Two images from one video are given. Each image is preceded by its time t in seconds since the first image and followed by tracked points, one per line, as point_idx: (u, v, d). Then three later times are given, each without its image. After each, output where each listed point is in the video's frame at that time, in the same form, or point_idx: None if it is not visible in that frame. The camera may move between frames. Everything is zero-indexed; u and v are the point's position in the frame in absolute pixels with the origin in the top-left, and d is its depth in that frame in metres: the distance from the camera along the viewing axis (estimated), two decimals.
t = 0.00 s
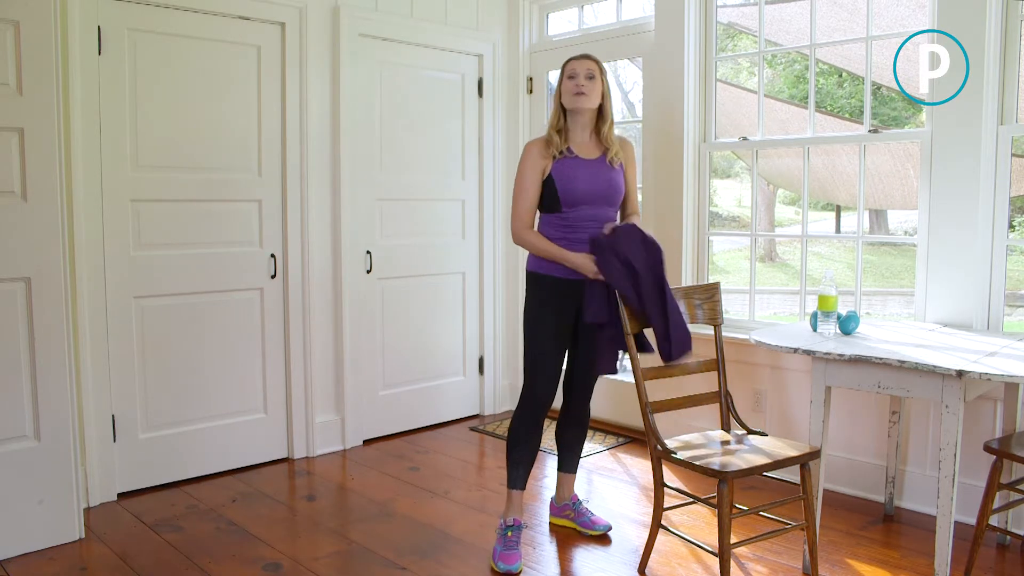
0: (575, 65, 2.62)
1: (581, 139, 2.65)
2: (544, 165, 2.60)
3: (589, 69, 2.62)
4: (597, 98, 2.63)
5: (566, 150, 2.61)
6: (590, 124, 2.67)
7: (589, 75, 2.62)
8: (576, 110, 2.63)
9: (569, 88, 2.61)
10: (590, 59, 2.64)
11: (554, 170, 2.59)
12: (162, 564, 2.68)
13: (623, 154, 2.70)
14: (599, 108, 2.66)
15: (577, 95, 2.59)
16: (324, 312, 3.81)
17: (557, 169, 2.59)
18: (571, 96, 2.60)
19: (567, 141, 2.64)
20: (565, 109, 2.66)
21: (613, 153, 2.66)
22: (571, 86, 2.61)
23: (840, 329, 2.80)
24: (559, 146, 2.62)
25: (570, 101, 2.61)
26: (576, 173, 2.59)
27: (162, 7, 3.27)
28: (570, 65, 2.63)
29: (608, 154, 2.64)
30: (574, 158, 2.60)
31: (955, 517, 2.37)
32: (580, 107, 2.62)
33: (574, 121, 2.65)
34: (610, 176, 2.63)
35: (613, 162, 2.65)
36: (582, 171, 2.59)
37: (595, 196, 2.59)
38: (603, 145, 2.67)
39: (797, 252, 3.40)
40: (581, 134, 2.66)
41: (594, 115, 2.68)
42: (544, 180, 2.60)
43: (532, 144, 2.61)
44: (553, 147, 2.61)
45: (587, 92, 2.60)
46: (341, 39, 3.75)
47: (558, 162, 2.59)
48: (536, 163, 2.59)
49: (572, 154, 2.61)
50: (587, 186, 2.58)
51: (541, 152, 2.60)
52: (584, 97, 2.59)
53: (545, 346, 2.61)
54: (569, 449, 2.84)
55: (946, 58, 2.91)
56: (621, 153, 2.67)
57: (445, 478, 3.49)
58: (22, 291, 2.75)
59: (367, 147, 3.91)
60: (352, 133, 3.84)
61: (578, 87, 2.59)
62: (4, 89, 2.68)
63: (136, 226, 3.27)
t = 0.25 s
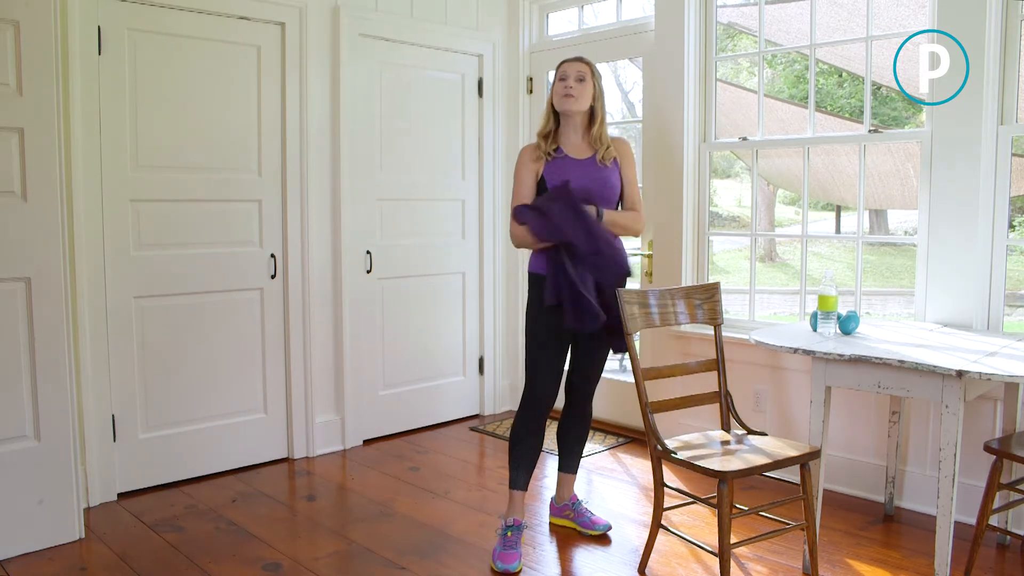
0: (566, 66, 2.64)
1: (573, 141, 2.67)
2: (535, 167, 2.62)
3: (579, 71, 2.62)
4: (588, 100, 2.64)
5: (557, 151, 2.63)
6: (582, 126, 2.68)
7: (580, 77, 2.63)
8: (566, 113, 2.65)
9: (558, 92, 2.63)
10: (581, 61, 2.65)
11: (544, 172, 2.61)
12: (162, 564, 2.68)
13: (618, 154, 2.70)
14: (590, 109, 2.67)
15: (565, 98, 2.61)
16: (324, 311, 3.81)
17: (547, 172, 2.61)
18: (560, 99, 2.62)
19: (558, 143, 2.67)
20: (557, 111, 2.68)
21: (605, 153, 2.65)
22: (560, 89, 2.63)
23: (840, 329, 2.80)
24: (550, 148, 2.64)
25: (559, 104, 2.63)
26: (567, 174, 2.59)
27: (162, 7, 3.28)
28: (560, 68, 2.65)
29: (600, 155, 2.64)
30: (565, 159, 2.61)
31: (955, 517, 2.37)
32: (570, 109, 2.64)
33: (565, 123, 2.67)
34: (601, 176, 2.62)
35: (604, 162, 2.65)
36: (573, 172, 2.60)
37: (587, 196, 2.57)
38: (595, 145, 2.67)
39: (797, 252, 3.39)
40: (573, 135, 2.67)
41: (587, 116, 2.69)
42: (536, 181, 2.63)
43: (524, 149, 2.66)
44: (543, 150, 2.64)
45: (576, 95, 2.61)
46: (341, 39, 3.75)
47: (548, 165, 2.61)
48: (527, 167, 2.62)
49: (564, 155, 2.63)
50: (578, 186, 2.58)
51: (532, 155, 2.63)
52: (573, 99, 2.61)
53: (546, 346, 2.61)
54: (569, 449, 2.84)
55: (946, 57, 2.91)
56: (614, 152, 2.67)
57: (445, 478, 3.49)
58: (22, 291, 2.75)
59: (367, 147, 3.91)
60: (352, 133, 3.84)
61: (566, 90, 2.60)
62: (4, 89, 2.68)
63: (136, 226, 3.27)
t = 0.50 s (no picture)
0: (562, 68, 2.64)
1: (574, 141, 2.67)
2: (536, 169, 2.64)
3: (576, 72, 2.62)
4: (587, 100, 2.64)
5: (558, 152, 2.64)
6: (582, 127, 2.68)
7: (576, 78, 2.63)
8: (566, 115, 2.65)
9: (557, 94, 2.63)
10: (577, 61, 2.64)
11: (545, 173, 2.62)
12: (162, 564, 2.68)
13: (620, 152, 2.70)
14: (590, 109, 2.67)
15: (564, 101, 2.61)
16: (324, 312, 3.81)
17: (548, 173, 2.61)
18: (559, 101, 2.62)
19: (559, 144, 2.67)
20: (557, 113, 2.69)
21: (606, 152, 2.65)
22: (558, 91, 2.63)
23: (840, 329, 2.80)
24: (550, 149, 2.65)
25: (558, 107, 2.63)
26: (568, 175, 2.60)
27: (162, 7, 3.27)
28: (557, 69, 2.65)
29: (601, 154, 2.64)
30: (565, 160, 2.62)
31: (955, 517, 2.37)
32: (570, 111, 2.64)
33: (565, 124, 2.68)
34: (602, 175, 2.62)
35: (606, 161, 2.64)
36: (574, 173, 2.61)
37: (587, 197, 2.60)
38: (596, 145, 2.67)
39: (797, 252, 3.39)
40: (574, 136, 2.67)
41: (586, 116, 2.69)
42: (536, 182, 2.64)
43: (524, 152, 2.67)
44: (544, 151, 2.64)
45: (575, 97, 2.61)
46: (341, 39, 3.75)
47: (549, 166, 2.62)
48: (528, 169, 2.64)
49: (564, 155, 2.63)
50: (578, 188, 2.60)
51: (533, 157, 2.64)
52: (572, 102, 2.61)
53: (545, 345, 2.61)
54: (569, 449, 2.84)
55: (946, 58, 2.91)
56: (614, 151, 2.66)
57: (446, 478, 3.49)
58: (22, 291, 2.75)
59: (367, 148, 3.91)
60: (352, 133, 3.84)
61: (565, 92, 2.61)
62: (4, 89, 2.68)
63: (136, 226, 3.27)
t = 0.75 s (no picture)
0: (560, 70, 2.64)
1: (575, 142, 2.67)
2: (538, 170, 2.65)
3: (575, 74, 2.62)
4: (587, 102, 2.64)
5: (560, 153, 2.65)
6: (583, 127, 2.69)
7: (574, 81, 2.62)
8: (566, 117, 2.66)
9: (556, 100, 2.63)
10: (575, 63, 2.64)
11: (548, 174, 2.63)
12: (163, 564, 2.69)
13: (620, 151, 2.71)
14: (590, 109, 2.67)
15: (565, 105, 2.62)
16: (324, 312, 3.81)
17: (551, 173, 2.63)
18: (559, 105, 2.63)
19: (561, 145, 2.67)
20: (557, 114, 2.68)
21: (607, 152, 2.66)
22: (558, 95, 2.63)
23: (840, 329, 2.80)
24: (552, 150, 2.65)
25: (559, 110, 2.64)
26: (571, 176, 2.62)
27: (162, 7, 3.27)
28: (556, 71, 2.64)
29: (602, 154, 2.65)
30: (568, 160, 2.63)
31: (955, 517, 2.37)
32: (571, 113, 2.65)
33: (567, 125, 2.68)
34: (604, 175, 2.64)
35: (607, 161, 2.66)
36: (576, 173, 2.62)
37: (590, 197, 2.62)
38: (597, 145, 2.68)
39: (797, 252, 3.40)
40: (575, 137, 2.68)
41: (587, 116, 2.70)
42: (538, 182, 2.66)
43: (527, 153, 2.68)
44: (546, 152, 2.65)
45: (575, 99, 2.61)
46: (341, 39, 3.75)
47: (552, 165, 2.63)
48: (530, 169, 2.65)
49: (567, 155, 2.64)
50: (581, 188, 2.62)
51: (535, 157, 2.66)
52: (573, 106, 2.61)
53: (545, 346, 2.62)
54: (569, 449, 2.84)
55: (946, 58, 2.91)
56: (615, 151, 2.68)
57: (446, 478, 3.49)
58: (22, 291, 2.75)
59: (367, 147, 3.91)
60: (352, 133, 3.84)
61: (565, 97, 2.61)
62: (4, 89, 2.68)
63: (136, 226, 3.27)
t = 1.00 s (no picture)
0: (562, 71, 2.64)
1: (578, 142, 2.68)
2: (542, 169, 2.64)
3: (577, 76, 2.62)
4: (590, 103, 2.65)
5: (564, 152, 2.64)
6: (586, 127, 2.69)
7: (576, 83, 2.62)
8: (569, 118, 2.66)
9: (559, 103, 2.63)
10: (578, 64, 2.64)
11: (552, 173, 2.63)
12: (163, 564, 2.69)
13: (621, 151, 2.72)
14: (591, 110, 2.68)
15: (569, 107, 2.61)
16: (324, 312, 3.81)
17: (555, 172, 2.62)
18: (563, 106, 2.63)
19: (565, 144, 2.67)
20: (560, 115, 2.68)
21: (610, 153, 2.67)
22: (561, 97, 2.63)
23: (840, 329, 2.80)
24: (556, 149, 2.64)
25: (562, 112, 2.64)
26: (576, 175, 2.62)
27: (163, 7, 3.27)
28: (558, 72, 2.64)
29: (605, 153, 2.66)
30: (571, 159, 2.63)
31: (955, 517, 2.37)
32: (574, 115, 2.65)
33: (570, 126, 2.68)
34: (607, 175, 2.64)
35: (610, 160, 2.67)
36: (581, 172, 2.62)
37: (594, 197, 2.62)
38: (599, 145, 2.69)
39: (797, 252, 3.40)
40: (578, 137, 2.68)
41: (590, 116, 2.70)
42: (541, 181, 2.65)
43: (530, 151, 2.67)
44: (550, 151, 2.64)
45: (577, 100, 2.61)
46: (341, 39, 3.75)
47: (556, 165, 2.63)
48: (534, 168, 2.64)
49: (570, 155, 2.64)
50: (586, 188, 2.61)
51: (539, 157, 2.65)
52: (576, 108, 2.61)
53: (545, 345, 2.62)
54: (569, 448, 2.84)
55: (946, 58, 2.91)
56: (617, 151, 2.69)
57: (446, 478, 3.49)
58: (22, 291, 2.75)
59: (367, 148, 3.91)
60: (352, 133, 3.84)
61: (568, 99, 2.61)
62: (4, 89, 2.68)
63: (136, 226, 3.27)
